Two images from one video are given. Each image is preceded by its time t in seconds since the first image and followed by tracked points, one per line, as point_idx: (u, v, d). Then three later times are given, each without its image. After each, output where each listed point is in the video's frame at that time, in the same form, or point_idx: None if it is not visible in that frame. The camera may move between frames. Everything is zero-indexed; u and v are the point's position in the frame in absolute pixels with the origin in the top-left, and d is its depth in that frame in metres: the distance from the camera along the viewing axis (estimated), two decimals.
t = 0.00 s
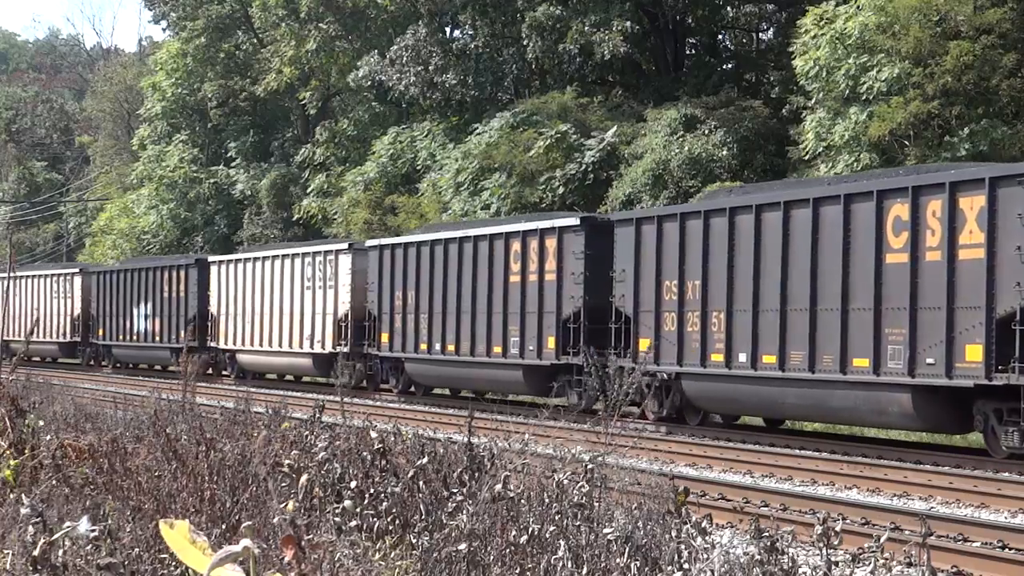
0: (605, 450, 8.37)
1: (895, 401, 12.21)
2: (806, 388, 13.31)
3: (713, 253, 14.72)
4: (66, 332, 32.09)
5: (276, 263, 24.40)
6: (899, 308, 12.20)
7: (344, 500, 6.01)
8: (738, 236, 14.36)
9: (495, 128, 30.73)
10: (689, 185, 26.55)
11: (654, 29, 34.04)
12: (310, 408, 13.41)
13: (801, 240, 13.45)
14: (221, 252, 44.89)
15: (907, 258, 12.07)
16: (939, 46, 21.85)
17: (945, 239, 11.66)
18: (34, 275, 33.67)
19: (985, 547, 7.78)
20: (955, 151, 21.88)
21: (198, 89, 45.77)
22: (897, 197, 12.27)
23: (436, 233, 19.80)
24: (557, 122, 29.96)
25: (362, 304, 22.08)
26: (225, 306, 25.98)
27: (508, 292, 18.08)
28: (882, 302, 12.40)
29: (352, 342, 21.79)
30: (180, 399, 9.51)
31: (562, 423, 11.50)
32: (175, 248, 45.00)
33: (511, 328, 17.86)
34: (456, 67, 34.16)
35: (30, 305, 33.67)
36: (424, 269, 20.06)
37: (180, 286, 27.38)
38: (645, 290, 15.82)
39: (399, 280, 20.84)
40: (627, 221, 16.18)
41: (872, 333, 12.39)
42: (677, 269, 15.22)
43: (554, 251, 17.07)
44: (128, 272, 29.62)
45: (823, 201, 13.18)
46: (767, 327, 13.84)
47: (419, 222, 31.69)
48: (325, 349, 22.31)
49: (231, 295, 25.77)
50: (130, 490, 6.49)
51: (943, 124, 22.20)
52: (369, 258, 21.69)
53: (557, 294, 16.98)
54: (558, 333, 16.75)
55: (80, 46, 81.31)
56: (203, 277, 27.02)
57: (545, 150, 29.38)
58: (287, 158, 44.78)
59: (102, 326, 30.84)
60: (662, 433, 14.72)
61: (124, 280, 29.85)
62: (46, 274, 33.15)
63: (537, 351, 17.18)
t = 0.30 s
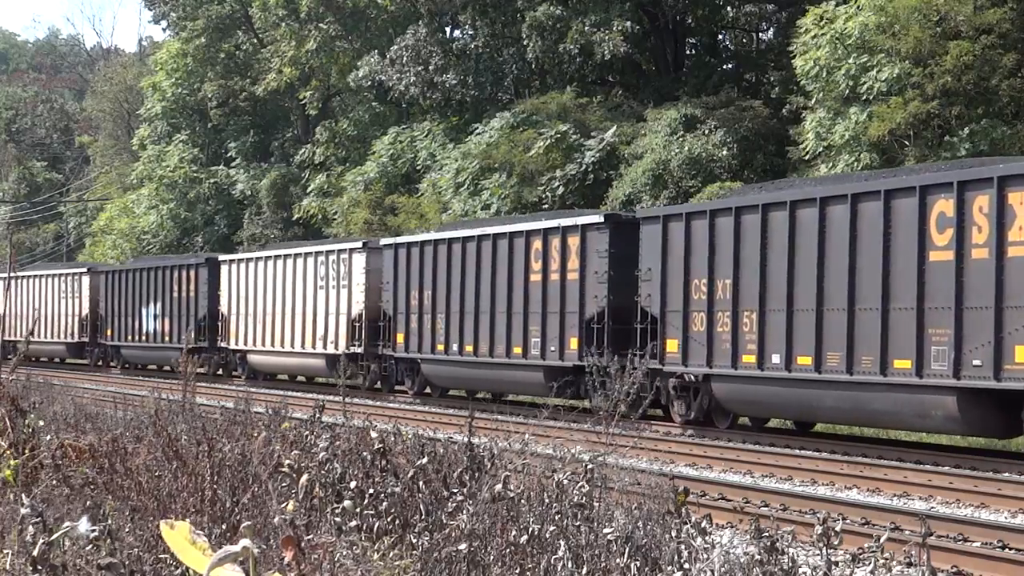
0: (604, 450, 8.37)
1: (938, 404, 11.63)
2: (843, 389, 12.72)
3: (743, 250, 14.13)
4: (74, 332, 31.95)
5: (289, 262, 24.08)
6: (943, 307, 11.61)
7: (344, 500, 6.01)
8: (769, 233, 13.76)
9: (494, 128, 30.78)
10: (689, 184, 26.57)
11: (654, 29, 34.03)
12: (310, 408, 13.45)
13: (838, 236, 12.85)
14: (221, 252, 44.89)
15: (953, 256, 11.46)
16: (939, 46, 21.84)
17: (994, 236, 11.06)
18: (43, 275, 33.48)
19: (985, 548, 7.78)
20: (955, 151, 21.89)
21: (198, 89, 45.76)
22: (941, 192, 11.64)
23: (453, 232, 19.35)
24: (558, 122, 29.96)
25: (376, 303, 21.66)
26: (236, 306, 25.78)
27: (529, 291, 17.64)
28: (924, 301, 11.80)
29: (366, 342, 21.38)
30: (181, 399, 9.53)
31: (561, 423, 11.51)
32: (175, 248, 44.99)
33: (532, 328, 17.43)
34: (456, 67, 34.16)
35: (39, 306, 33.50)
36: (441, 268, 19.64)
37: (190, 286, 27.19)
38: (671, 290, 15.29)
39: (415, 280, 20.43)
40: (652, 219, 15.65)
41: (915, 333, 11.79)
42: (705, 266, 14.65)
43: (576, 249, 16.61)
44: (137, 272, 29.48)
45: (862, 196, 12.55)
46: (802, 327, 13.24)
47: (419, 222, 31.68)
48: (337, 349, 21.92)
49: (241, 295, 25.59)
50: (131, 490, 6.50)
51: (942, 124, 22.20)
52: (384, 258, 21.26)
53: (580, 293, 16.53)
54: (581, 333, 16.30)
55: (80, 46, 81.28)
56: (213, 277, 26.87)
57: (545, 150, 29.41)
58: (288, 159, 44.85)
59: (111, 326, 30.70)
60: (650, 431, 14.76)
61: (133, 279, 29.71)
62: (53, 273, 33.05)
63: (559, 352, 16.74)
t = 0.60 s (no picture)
0: (605, 450, 8.35)
1: (985, 407, 11.29)
2: (882, 392, 12.37)
3: (777, 249, 13.84)
4: (82, 332, 31.87)
5: (301, 261, 23.82)
6: (991, 307, 11.26)
7: (344, 500, 6.00)
8: (805, 230, 13.46)
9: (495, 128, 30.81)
10: (689, 184, 26.59)
11: (654, 29, 34.04)
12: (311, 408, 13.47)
13: (877, 234, 12.53)
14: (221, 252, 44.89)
15: (1002, 253, 11.12)
16: (939, 46, 21.83)
17: None
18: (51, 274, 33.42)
19: (986, 548, 7.78)
20: (955, 151, 21.91)
21: (198, 89, 45.76)
22: (989, 188, 11.32)
23: (471, 229, 19.05)
24: (557, 122, 29.97)
25: (391, 303, 21.33)
26: (246, 306, 25.60)
27: (550, 290, 17.32)
28: (971, 301, 11.47)
29: (381, 343, 21.08)
30: (181, 399, 9.52)
31: (562, 423, 11.51)
32: (175, 248, 44.98)
33: (553, 328, 17.12)
34: (456, 67, 34.18)
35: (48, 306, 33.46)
36: (458, 267, 19.33)
37: (200, 285, 27.12)
38: (701, 289, 15.01)
39: (431, 280, 20.11)
40: (681, 216, 15.39)
41: (961, 333, 11.46)
42: (737, 265, 14.36)
43: (600, 247, 16.31)
44: (147, 271, 29.39)
45: (904, 192, 12.24)
46: (839, 327, 12.92)
47: (419, 222, 31.68)
48: (352, 350, 21.61)
49: (251, 295, 25.42)
50: (130, 490, 6.51)
51: (942, 124, 22.20)
52: (399, 256, 20.93)
53: (603, 293, 16.22)
54: (605, 333, 15.99)
55: (80, 47, 81.27)
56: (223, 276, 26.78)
57: (545, 150, 29.43)
58: (287, 159, 44.87)
59: (119, 325, 30.61)
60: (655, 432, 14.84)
61: (142, 279, 29.62)
62: (61, 273, 33.00)
63: (581, 353, 16.43)
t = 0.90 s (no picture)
0: (605, 450, 8.35)
1: None
2: (925, 395, 12.05)
3: (813, 246, 13.54)
4: (90, 332, 31.79)
5: (313, 260, 23.65)
6: None
7: (344, 500, 6.01)
8: (843, 227, 13.15)
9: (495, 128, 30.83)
10: (689, 184, 26.63)
11: (654, 29, 34.04)
12: (311, 408, 13.48)
13: (919, 230, 12.21)
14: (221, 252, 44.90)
15: None
16: (939, 46, 21.82)
17: None
18: (58, 274, 33.35)
19: (986, 548, 7.79)
20: (954, 151, 21.94)
21: (198, 89, 45.79)
22: None
23: (491, 227, 18.78)
24: (558, 122, 29.98)
25: (407, 303, 21.12)
26: (257, 307, 25.49)
27: (572, 289, 17.06)
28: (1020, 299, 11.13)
29: (396, 343, 20.87)
30: (181, 398, 9.52)
31: (562, 423, 11.52)
32: (175, 248, 44.98)
33: (576, 328, 16.87)
34: (456, 67, 34.20)
35: (54, 306, 33.37)
36: (477, 266, 19.07)
37: (210, 284, 27.05)
38: (732, 288, 14.73)
39: (448, 278, 19.86)
40: (710, 212, 15.11)
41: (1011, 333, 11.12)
42: (771, 263, 14.07)
43: (625, 245, 16.06)
44: (156, 270, 29.33)
45: (947, 187, 11.91)
46: (879, 328, 12.59)
47: (419, 222, 31.69)
48: (366, 350, 21.44)
49: (262, 295, 25.30)
50: (131, 490, 6.52)
51: (943, 124, 22.20)
52: (415, 255, 20.69)
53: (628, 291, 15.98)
54: (630, 334, 15.73)
55: (80, 47, 81.25)
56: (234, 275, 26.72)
57: (545, 150, 29.45)
58: (287, 158, 44.88)
59: (127, 326, 30.54)
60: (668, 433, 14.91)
61: (151, 278, 29.57)
62: (69, 272, 32.94)
63: (605, 354, 16.17)
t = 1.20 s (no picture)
0: (605, 449, 8.35)
1: None
2: (970, 398, 11.63)
3: (850, 244, 13.12)
4: (99, 332, 31.62)
5: (326, 259, 23.49)
6: None
7: (344, 500, 6.00)
8: (882, 223, 12.72)
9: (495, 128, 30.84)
10: (689, 184, 26.66)
11: (654, 29, 34.03)
12: (311, 408, 13.48)
13: (964, 227, 11.78)
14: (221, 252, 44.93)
15: None
16: (939, 46, 21.81)
17: None
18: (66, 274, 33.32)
19: (986, 548, 7.78)
20: (955, 151, 21.95)
21: (198, 89, 45.80)
22: None
23: (510, 225, 18.49)
24: (558, 122, 29.98)
25: (422, 302, 20.97)
26: (269, 307, 25.30)
27: (596, 288, 16.79)
28: None
29: (411, 343, 20.69)
30: (182, 398, 9.51)
31: (562, 423, 11.53)
32: (175, 248, 45.00)
33: (599, 328, 16.63)
34: (456, 67, 34.21)
35: (62, 305, 33.34)
36: (496, 264, 18.80)
37: (221, 284, 26.84)
38: (764, 286, 14.34)
39: (466, 277, 19.62)
40: (741, 209, 14.73)
41: None
42: (806, 260, 13.67)
43: (652, 243, 15.79)
44: (167, 270, 29.11)
45: (996, 181, 11.46)
46: (921, 328, 12.17)
47: (419, 222, 31.69)
48: (381, 351, 21.31)
49: (274, 295, 25.11)
50: (131, 490, 6.52)
51: (942, 124, 22.21)
52: (432, 253, 20.46)
53: (655, 290, 15.72)
54: (656, 335, 15.51)
55: (80, 47, 81.25)
56: (245, 274, 26.43)
57: (545, 150, 29.47)
58: (287, 159, 44.89)
59: (138, 326, 30.35)
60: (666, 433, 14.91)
61: (162, 277, 29.36)
62: (79, 271, 32.81)
63: (630, 354, 15.94)
